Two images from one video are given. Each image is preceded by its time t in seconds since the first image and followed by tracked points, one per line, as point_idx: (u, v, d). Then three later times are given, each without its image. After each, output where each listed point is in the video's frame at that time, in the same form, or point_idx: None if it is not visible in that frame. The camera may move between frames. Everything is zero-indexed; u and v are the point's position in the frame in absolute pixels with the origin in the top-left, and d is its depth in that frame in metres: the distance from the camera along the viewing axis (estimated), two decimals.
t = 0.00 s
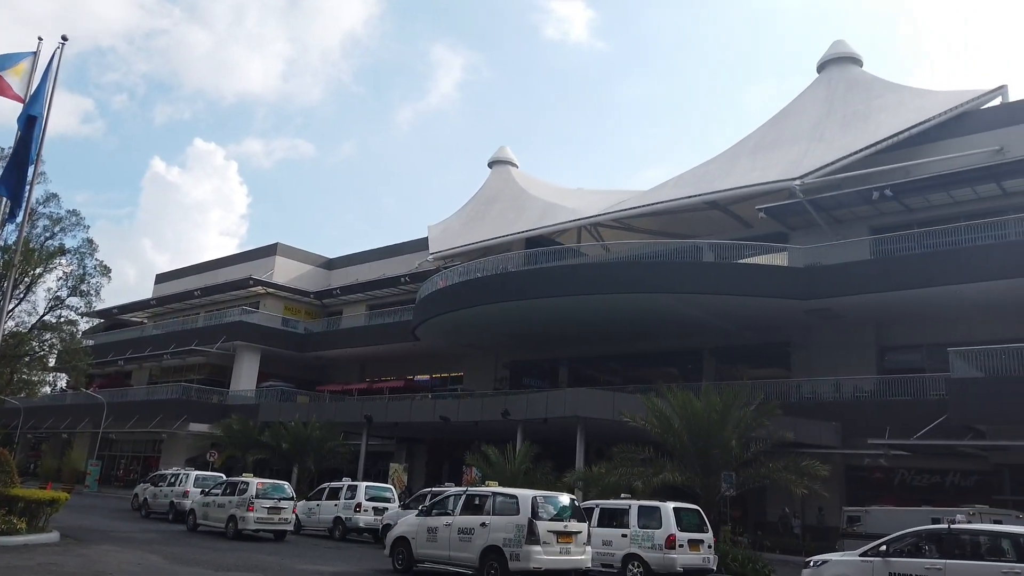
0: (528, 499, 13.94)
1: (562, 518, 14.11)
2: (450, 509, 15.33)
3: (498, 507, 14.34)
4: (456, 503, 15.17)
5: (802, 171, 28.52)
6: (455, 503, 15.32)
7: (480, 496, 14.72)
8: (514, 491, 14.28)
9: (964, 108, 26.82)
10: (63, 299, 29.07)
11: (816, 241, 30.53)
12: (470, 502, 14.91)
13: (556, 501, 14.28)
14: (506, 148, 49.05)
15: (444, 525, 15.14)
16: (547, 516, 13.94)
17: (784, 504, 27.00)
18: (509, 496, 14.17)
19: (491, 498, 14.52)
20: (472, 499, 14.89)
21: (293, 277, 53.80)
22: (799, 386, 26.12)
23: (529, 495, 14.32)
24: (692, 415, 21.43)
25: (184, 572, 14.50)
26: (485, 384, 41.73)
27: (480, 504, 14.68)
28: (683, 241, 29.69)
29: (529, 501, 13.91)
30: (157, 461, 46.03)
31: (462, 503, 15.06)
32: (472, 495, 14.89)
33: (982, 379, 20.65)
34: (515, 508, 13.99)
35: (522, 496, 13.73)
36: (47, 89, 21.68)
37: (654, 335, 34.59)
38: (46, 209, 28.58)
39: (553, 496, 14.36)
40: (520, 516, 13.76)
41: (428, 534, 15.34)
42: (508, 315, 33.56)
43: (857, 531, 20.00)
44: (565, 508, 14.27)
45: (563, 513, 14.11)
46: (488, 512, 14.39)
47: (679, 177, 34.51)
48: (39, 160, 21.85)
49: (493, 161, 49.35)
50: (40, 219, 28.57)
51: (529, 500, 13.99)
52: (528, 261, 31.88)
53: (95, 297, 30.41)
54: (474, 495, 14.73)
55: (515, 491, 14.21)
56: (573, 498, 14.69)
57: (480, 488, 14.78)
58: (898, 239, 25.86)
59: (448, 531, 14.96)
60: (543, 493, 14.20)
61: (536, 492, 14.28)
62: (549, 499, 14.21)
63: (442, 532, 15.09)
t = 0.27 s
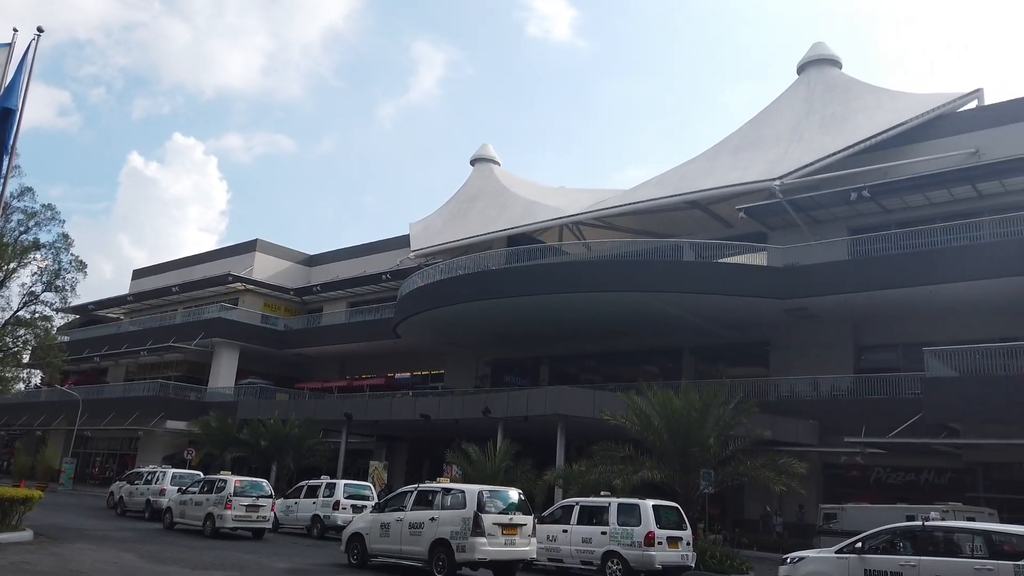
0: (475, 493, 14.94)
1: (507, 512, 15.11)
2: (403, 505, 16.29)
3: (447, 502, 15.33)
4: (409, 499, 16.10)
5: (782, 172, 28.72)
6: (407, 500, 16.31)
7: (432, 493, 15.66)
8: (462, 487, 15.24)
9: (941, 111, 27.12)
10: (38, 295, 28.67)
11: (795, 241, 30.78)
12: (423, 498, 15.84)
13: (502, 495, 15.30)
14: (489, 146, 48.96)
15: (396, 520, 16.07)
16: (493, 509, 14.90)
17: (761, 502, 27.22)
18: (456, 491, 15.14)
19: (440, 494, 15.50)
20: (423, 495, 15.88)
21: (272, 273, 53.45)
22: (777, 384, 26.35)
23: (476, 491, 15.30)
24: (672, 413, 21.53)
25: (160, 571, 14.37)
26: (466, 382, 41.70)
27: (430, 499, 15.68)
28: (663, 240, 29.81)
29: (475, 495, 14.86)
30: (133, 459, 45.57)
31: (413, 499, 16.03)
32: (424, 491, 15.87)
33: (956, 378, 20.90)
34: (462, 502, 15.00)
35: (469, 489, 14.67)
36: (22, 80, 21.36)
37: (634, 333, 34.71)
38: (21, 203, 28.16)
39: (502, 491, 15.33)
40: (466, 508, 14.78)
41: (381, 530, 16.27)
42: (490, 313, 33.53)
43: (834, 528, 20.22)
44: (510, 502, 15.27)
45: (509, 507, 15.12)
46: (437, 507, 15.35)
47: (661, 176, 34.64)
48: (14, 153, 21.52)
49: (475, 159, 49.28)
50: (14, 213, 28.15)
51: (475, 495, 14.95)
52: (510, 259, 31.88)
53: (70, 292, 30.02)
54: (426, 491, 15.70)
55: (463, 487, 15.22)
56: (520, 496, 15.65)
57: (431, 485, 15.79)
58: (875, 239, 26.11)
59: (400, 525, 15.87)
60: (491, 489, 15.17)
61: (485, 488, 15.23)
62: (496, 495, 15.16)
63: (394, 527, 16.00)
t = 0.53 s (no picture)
0: (422, 490, 15.65)
1: (453, 508, 15.85)
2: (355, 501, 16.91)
3: (396, 498, 16.00)
4: (359, 495, 16.76)
5: (759, 172, 28.93)
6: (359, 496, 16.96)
7: (382, 489, 16.36)
8: (410, 484, 15.94)
9: (914, 115, 27.50)
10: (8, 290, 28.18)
11: (770, 241, 31.02)
12: (373, 494, 16.52)
13: (450, 492, 16.05)
14: (468, 144, 48.89)
15: (347, 515, 16.70)
16: (441, 505, 15.64)
17: (736, 500, 27.42)
18: (405, 488, 15.83)
19: (390, 490, 16.15)
20: (374, 492, 16.53)
21: (248, 270, 52.98)
22: (752, 383, 26.56)
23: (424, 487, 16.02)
24: (648, 411, 21.61)
25: (132, 570, 14.20)
26: (443, 380, 41.62)
27: (381, 495, 16.32)
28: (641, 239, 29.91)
29: (423, 492, 15.59)
30: (105, 457, 44.98)
31: (365, 495, 16.63)
32: (375, 487, 16.50)
33: (926, 377, 21.19)
34: (410, 498, 15.69)
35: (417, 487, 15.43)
36: None
37: (612, 331, 34.82)
38: None
39: (449, 487, 16.07)
40: (414, 504, 15.49)
41: (333, 524, 16.87)
42: (468, 310, 33.47)
43: (806, 525, 20.43)
44: (457, 499, 16.02)
45: (456, 503, 15.88)
46: (387, 502, 16.03)
47: (639, 175, 34.77)
48: None
49: (454, 156, 49.16)
50: None
51: (423, 492, 15.67)
52: (488, 257, 31.86)
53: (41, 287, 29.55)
54: (376, 487, 16.37)
55: (411, 484, 15.92)
56: (467, 492, 16.42)
57: (382, 482, 16.42)
58: (848, 240, 26.39)
59: (351, 521, 16.53)
60: (438, 486, 15.93)
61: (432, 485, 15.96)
62: (443, 491, 15.89)
63: (345, 523, 16.66)
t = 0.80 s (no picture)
0: (375, 487, 15.96)
1: (406, 505, 16.16)
2: (311, 499, 17.17)
3: (350, 496, 16.25)
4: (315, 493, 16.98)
5: (735, 174, 29.13)
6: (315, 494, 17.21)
7: (337, 487, 16.59)
8: (364, 482, 16.21)
9: (886, 118, 27.86)
10: None
11: (745, 242, 31.24)
12: (328, 492, 16.75)
13: (404, 491, 16.36)
14: (446, 142, 48.79)
15: (302, 512, 16.90)
16: (394, 503, 15.96)
17: (711, 498, 27.60)
18: (358, 486, 16.09)
19: (344, 488, 16.41)
20: (329, 489, 16.78)
21: (222, 267, 52.44)
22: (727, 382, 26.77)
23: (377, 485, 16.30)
24: (624, 410, 21.67)
25: (101, 571, 14.01)
26: (420, 378, 41.47)
27: (335, 493, 16.56)
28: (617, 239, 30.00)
29: (376, 490, 15.88)
30: (74, 456, 44.32)
31: (320, 493, 16.85)
32: (330, 485, 16.74)
33: (896, 376, 21.46)
34: (364, 496, 15.96)
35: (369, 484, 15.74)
36: None
37: (587, 331, 34.91)
38: None
39: (403, 486, 16.40)
40: (367, 502, 15.76)
41: (288, 521, 17.08)
42: (444, 309, 33.39)
43: (778, 522, 20.62)
44: (410, 496, 16.35)
45: (409, 501, 16.21)
46: (341, 500, 16.29)
47: (615, 175, 34.88)
48: None
49: (431, 154, 49.01)
50: None
51: (376, 489, 15.96)
52: (466, 255, 31.82)
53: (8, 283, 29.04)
54: (331, 485, 16.60)
55: (365, 481, 16.21)
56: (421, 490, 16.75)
57: (336, 480, 16.67)
58: (821, 241, 26.64)
59: (306, 518, 16.73)
60: (391, 484, 16.23)
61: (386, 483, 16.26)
62: (396, 489, 16.20)
63: (300, 520, 16.85)
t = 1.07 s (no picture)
0: (331, 487, 16.09)
1: (361, 504, 16.30)
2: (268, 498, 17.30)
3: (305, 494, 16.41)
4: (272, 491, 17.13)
5: (711, 175, 29.31)
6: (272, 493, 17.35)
7: (294, 485, 16.74)
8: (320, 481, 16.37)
9: (859, 121, 28.21)
10: None
11: (720, 243, 31.45)
12: (285, 490, 16.89)
13: (361, 490, 16.50)
14: (423, 140, 48.63)
15: (259, 511, 17.06)
16: (350, 502, 16.10)
17: (685, 497, 27.76)
18: (313, 485, 16.25)
19: (300, 487, 16.54)
20: (286, 488, 16.92)
21: (195, 264, 51.84)
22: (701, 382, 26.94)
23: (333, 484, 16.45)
24: (599, 410, 21.72)
25: (68, 573, 13.79)
26: (395, 377, 41.31)
27: (291, 492, 16.69)
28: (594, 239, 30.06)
29: (331, 488, 16.04)
30: (42, 455, 43.62)
31: (277, 492, 17.00)
32: (286, 485, 16.87)
33: (867, 376, 21.72)
34: (319, 494, 16.11)
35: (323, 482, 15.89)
36: None
37: (563, 330, 34.97)
38: None
39: (358, 485, 16.55)
40: (322, 500, 15.90)
41: (246, 520, 17.22)
42: (421, 308, 33.28)
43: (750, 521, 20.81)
44: (367, 495, 16.47)
45: (365, 500, 16.34)
46: (297, 499, 16.43)
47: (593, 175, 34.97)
48: None
49: (408, 152, 48.83)
50: None
51: (331, 487, 16.12)
52: (443, 254, 31.75)
53: None
54: (288, 484, 16.76)
55: (321, 480, 16.33)
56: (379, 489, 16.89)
57: (292, 479, 16.79)
58: (795, 242, 26.89)
59: (263, 517, 16.88)
60: (347, 484, 16.39)
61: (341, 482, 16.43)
62: (351, 488, 16.35)
63: (257, 518, 17.01)
